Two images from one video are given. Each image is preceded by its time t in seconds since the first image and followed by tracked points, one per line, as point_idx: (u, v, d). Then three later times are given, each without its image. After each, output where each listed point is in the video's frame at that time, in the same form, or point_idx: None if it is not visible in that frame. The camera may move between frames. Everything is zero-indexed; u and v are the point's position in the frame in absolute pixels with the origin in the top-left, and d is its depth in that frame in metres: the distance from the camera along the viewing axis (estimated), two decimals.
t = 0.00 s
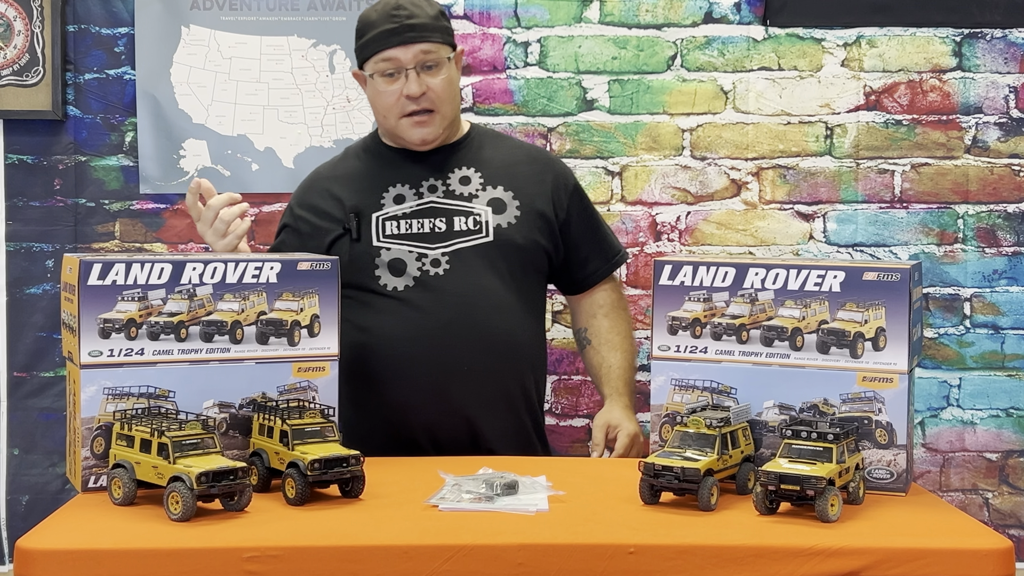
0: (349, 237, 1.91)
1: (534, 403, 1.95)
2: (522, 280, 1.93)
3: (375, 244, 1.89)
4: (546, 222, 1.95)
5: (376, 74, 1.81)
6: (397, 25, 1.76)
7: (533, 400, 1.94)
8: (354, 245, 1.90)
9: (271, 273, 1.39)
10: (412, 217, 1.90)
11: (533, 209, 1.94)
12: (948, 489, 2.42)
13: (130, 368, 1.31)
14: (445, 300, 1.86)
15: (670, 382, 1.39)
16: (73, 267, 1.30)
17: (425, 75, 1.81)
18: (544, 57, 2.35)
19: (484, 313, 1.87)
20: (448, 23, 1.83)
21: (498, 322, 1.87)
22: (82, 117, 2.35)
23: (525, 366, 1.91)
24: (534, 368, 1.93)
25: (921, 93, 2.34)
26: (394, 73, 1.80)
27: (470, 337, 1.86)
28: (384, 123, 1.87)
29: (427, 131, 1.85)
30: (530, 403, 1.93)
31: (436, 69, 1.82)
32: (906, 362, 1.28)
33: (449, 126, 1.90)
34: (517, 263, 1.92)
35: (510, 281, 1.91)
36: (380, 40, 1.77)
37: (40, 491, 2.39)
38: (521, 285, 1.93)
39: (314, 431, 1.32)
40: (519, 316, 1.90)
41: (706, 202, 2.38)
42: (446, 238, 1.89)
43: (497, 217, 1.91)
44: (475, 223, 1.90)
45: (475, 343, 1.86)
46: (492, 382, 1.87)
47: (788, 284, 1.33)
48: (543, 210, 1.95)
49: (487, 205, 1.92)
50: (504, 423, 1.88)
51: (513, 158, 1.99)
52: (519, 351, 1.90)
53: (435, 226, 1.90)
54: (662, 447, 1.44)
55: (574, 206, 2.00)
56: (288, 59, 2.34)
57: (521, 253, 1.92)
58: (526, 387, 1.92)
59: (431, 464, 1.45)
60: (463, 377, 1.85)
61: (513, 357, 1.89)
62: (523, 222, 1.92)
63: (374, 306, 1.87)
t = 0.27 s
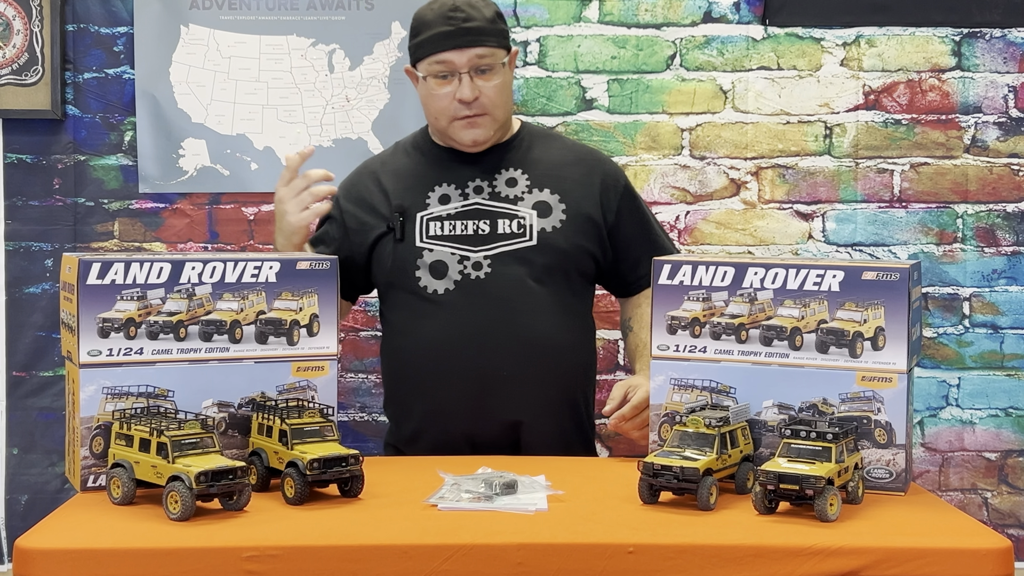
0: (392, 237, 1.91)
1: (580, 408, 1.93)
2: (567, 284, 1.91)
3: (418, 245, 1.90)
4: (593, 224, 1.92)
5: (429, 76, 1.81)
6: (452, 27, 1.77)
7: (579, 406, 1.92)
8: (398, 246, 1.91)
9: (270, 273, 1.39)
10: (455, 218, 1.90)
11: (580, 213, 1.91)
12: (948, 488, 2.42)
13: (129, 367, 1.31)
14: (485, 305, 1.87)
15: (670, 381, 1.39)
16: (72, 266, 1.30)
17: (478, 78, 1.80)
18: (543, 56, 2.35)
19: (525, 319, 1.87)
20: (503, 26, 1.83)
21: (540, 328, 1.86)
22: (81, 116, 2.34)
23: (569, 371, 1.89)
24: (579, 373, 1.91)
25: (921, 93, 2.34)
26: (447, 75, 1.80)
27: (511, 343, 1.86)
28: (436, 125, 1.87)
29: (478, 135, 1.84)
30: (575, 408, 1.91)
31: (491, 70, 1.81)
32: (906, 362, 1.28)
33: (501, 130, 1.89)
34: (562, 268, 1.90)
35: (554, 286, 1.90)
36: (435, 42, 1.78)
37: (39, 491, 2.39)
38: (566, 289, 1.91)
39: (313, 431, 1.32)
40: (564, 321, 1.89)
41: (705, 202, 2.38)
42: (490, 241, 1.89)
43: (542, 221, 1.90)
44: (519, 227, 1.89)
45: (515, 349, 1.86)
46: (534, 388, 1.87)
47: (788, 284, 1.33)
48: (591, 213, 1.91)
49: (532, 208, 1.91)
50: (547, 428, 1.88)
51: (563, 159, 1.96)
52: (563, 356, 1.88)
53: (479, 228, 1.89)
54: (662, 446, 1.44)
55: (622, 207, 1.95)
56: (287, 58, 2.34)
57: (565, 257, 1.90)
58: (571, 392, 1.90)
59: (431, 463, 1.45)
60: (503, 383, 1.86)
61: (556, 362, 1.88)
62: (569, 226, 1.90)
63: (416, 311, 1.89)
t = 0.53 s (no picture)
0: (432, 240, 1.94)
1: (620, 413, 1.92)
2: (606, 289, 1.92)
3: (458, 248, 1.92)
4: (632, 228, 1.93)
5: (471, 77, 1.83)
6: (494, 27, 1.78)
7: (619, 410, 1.92)
8: (438, 249, 1.93)
9: (271, 273, 1.39)
10: (496, 221, 1.91)
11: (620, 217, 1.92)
12: (948, 489, 2.42)
13: (130, 368, 1.31)
14: (523, 309, 1.88)
15: (670, 382, 1.39)
16: (73, 267, 1.30)
17: (519, 80, 1.82)
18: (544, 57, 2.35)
19: (563, 322, 1.87)
20: (545, 27, 1.84)
21: (578, 331, 1.87)
22: (82, 117, 2.35)
23: (608, 375, 1.89)
24: (619, 377, 1.91)
25: (922, 93, 2.33)
26: (488, 76, 1.82)
27: (549, 346, 1.87)
28: (476, 125, 1.89)
29: (517, 137, 1.86)
30: (615, 413, 1.90)
31: (532, 73, 1.82)
32: (907, 362, 1.28)
33: (540, 132, 1.91)
34: (601, 272, 1.91)
35: (593, 290, 1.91)
36: (476, 43, 1.79)
37: (40, 491, 2.39)
38: (605, 293, 1.92)
39: (314, 432, 1.32)
40: (602, 325, 1.89)
41: (706, 203, 2.38)
42: (529, 245, 1.90)
43: (582, 225, 1.90)
44: (558, 230, 1.90)
45: (554, 353, 1.87)
46: (573, 391, 1.87)
47: (788, 284, 1.33)
48: (631, 217, 1.92)
49: (572, 212, 1.91)
50: (586, 431, 1.88)
51: (604, 163, 1.96)
52: (601, 360, 1.88)
53: (519, 232, 1.91)
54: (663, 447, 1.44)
55: (663, 210, 1.95)
56: (288, 59, 2.34)
57: (604, 261, 1.90)
58: (610, 396, 1.90)
59: (432, 464, 1.45)
60: (541, 387, 1.87)
61: (594, 366, 1.88)
62: (609, 230, 1.91)
63: (455, 315, 1.91)
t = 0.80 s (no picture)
0: (455, 242, 1.96)
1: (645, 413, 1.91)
2: (630, 288, 1.91)
3: (481, 250, 1.93)
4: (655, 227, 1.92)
5: (489, 72, 1.85)
6: (511, 21, 1.80)
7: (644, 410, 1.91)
8: (461, 252, 1.95)
9: (271, 273, 1.39)
10: (518, 223, 1.92)
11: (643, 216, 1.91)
12: (948, 488, 2.42)
13: (130, 368, 1.31)
14: (544, 310, 1.88)
15: (670, 381, 1.39)
16: (72, 267, 1.30)
17: (538, 74, 1.83)
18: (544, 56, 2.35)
19: (585, 323, 1.87)
20: (563, 22, 1.86)
21: (600, 331, 1.87)
22: (82, 116, 2.35)
23: (631, 375, 1.89)
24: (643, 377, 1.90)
25: (921, 93, 2.34)
26: (507, 71, 1.84)
27: (571, 347, 1.87)
28: (497, 122, 1.90)
29: (540, 130, 1.86)
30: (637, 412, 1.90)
31: (551, 66, 1.84)
32: (907, 362, 1.28)
33: (563, 128, 1.91)
34: (624, 272, 1.90)
35: (616, 290, 1.90)
36: (494, 37, 1.82)
37: (39, 491, 2.39)
38: (629, 293, 1.91)
39: (314, 431, 1.32)
40: (624, 325, 1.88)
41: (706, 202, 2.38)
42: (551, 247, 1.90)
43: (604, 226, 1.90)
44: (580, 232, 1.90)
45: (576, 354, 1.87)
46: (595, 392, 1.87)
47: (788, 284, 1.33)
48: (654, 218, 1.92)
49: (594, 213, 1.91)
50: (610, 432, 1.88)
51: (629, 163, 1.96)
52: (624, 361, 1.88)
53: (541, 235, 1.91)
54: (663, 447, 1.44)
55: (687, 210, 1.94)
56: (288, 58, 2.34)
57: (626, 262, 1.89)
58: (634, 396, 1.89)
59: (432, 464, 1.45)
60: (563, 388, 1.87)
61: (617, 366, 1.87)
62: (631, 231, 1.90)
63: (479, 317, 1.93)
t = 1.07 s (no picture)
0: (463, 244, 1.95)
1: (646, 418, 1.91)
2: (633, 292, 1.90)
3: (486, 251, 1.93)
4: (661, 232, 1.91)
5: (500, 76, 1.87)
6: (523, 26, 1.82)
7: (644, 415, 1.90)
8: (467, 254, 1.95)
9: (271, 273, 1.39)
10: (524, 226, 1.92)
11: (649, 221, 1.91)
12: (948, 488, 2.42)
13: (130, 367, 1.31)
14: (547, 313, 1.88)
15: (670, 381, 1.39)
16: (72, 266, 1.30)
17: (547, 80, 1.85)
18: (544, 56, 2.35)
19: (587, 327, 1.87)
20: (576, 29, 1.87)
21: (602, 335, 1.86)
22: (82, 116, 2.35)
23: (632, 379, 1.88)
24: (645, 381, 1.89)
25: (921, 93, 2.34)
26: (517, 76, 1.86)
27: (572, 351, 1.87)
28: (505, 126, 1.92)
29: (545, 136, 1.87)
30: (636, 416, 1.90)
31: (561, 73, 1.85)
32: (907, 362, 1.28)
33: (571, 135, 1.92)
34: (628, 276, 1.89)
35: (620, 294, 1.89)
36: (505, 42, 1.83)
37: (40, 491, 2.39)
38: (633, 297, 1.90)
39: (313, 431, 1.32)
40: (627, 328, 1.87)
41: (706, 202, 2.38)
42: (555, 251, 1.90)
43: (606, 231, 1.90)
44: (583, 236, 1.90)
45: (577, 357, 1.87)
46: (596, 395, 1.87)
47: (788, 284, 1.33)
48: (660, 222, 1.91)
49: (598, 217, 1.91)
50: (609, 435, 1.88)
51: (638, 166, 1.96)
52: (625, 365, 1.87)
53: (546, 238, 1.91)
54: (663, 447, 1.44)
55: (694, 216, 1.94)
56: (288, 58, 2.34)
57: (629, 266, 1.89)
58: (635, 401, 1.88)
59: (432, 463, 1.45)
60: (564, 391, 1.88)
61: (619, 370, 1.87)
62: (635, 235, 1.89)
63: (483, 318, 1.94)
